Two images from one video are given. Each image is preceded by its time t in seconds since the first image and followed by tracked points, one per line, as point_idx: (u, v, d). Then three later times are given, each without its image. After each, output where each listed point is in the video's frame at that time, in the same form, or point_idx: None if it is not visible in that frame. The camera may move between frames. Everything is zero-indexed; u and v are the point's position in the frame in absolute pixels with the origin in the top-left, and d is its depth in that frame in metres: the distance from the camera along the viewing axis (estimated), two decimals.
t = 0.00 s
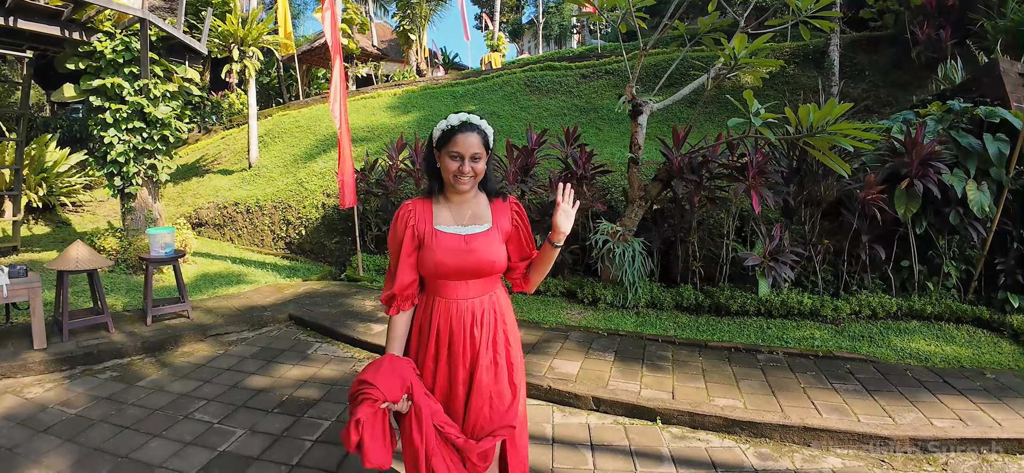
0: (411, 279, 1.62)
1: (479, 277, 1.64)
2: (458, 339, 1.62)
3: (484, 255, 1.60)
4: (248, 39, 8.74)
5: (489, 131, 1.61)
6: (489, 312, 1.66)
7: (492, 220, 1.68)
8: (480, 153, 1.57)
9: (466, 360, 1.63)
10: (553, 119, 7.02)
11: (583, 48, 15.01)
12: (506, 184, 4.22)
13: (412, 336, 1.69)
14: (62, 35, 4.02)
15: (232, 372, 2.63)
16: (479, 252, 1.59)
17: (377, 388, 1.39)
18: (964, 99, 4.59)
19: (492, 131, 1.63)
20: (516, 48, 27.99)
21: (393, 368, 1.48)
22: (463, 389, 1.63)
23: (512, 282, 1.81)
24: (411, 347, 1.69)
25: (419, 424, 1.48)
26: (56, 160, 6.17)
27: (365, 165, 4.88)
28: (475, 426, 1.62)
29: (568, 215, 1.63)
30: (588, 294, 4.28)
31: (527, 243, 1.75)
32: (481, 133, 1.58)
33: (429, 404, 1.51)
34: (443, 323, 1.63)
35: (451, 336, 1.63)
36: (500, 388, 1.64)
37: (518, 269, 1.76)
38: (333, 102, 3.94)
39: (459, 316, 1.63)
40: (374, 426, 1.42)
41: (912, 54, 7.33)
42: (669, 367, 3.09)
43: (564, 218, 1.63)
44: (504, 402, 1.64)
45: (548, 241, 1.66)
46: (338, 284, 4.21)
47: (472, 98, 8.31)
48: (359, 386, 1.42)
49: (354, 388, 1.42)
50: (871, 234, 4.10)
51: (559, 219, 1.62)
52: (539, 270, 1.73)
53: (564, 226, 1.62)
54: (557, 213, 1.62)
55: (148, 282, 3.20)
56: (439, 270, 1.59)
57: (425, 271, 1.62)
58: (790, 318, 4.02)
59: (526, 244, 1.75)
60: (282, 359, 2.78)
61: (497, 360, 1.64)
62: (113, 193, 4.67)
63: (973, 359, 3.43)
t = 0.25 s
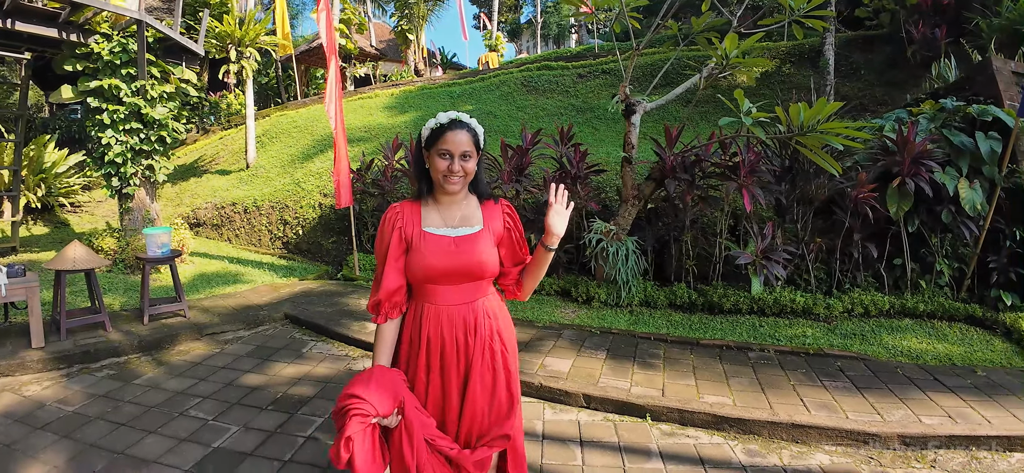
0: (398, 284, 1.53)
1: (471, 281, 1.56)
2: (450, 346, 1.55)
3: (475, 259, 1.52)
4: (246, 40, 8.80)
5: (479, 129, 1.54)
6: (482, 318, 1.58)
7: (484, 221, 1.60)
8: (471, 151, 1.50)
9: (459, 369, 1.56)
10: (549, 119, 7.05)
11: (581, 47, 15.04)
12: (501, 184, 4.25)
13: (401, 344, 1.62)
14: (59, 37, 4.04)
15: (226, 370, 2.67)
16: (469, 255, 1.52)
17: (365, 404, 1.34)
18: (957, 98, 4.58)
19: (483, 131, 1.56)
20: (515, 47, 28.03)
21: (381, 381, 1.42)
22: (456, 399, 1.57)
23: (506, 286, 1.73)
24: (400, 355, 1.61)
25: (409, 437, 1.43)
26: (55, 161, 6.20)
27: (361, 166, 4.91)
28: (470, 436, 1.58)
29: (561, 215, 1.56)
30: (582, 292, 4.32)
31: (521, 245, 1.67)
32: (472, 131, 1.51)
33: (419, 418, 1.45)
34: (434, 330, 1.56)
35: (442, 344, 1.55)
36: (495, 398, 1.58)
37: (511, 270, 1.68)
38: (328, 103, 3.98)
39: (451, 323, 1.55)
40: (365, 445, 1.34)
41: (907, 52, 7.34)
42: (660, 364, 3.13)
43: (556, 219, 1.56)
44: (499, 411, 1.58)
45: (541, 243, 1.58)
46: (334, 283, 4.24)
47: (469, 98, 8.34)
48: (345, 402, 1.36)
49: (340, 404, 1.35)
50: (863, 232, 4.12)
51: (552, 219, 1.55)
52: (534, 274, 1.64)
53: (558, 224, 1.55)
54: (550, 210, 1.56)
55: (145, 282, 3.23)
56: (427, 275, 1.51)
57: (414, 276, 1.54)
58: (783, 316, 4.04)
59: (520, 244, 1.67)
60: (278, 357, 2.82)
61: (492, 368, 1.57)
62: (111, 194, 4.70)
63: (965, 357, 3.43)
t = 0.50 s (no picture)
0: (393, 285, 1.53)
1: (467, 282, 1.52)
2: (446, 350, 1.51)
3: (468, 259, 1.49)
4: (244, 40, 8.83)
5: (472, 124, 1.52)
6: (479, 321, 1.53)
7: (479, 221, 1.55)
8: (461, 144, 1.48)
9: (455, 374, 1.52)
10: (546, 119, 7.08)
11: (579, 47, 15.09)
12: (497, 183, 4.28)
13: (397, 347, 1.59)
14: (59, 38, 4.08)
15: (225, 368, 2.70)
16: (462, 255, 1.49)
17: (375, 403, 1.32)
18: (951, 97, 4.59)
19: (478, 127, 1.54)
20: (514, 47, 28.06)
21: (384, 381, 1.39)
22: (451, 404, 1.53)
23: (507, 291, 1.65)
24: (396, 357, 1.59)
25: (403, 444, 1.40)
26: (54, 161, 6.23)
27: (358, 165, 4.94)
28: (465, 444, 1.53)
29: (552, 215, 1.47)
30: (578, 291, 4.36)
31: (518, 248, 1.57)
32: (464, 126, 1.50)
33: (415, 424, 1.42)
34: (429, 333, 1.52)
35: (437, 347, 1.51)
36: (492, 404, 1.53)
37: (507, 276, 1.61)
38: (325, 103, 4.01)
39: (446, 326, 1.51)
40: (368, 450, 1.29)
41: (903, 52, 7.38)
42: (654, 362, 3.17)
43: (548, 219, 1.47)
44: (496, 420, 1.52)
45: (534, 244, 1.50)
46: (332, 282, 4.27)
47: (466, 98, 8.37)
48: (347, 404, 1.31)
49: (345, 404, 1.31)
50: (856, 231, 4.16)
51: (543, 218, 1.47)
52: (532, 279, 1.55)
53: (550, 225, 1.46)
54: (540, 209, 1.47)
55: (144, 281, 3.26)
56: (421, 275, 1.49)
57: (408, 276, 1.53)
58: (777, 314, 4.07)
59: (517, 249, 1.58)
60: (275, 355, 2.85)
61: (488, 374, 1.52)
62: (110, 193, 4.74)
63: (957, 354, 3.45)
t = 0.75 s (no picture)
0: (392, 279, 1.54)
1: (467, 279, 1.56)
2: (447, 345, 1.54)
3: (470, 255, 1.52)
4: (243, 41, 8.85)
5: (473, 120, 1.56)
6: (480, 317, 1.58)
7: (481, 218, 1.59)
8: (463, 138, 1.51)
9: (455, 369, 1.55)
10: (544, 119, 7.12)
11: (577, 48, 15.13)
12: (495, 183, 4.32)
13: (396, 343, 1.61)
14: (60, 39, 4.12)
15: (224, 365, 2.73)
16: (465, 251, 1.52)
17: (376, 400, 1.34)
18: (945, 98, 4.62)
19: (479, 124, 1.58)
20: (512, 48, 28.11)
21: (383, 379, 1.42)
22: (452, 398, 1.56)
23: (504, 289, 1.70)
24: (396, 351, 1.61)
25: (405, 439, 1.42)
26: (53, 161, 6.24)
27: (356, 165, 4.97)
28: (466, 437, 1.57)
29: (552, 214, 1.50)
30: (575, 290, 4.39)
31: (519, 247, 1.61)
32: (466, 122, 1.54)
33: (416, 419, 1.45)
34: (430, 328, 1.54)
35: (439, 341, 1.54)
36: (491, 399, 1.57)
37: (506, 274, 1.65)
38: (323, 104, 4.04)
39: (448, 320, 1.54)
40: (372, 445, 1.31)
41: (899, 53, 7.42)
42: (649, 360, 3.20)
43: (548, 219, 1.50)
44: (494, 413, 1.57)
45: (534, 243, 1.53)
46: (330, 282, 4.30)
47: (465, 99, 8.41)
48: (350, 402, 1.34)
49: (347, 402, 1.34)
50: (850, 231, 4.20)
51: (542, 219, 1.50)
52: (531, 278, 1.59)
53: (547, 224, 1.50)
54: (538, 206, 1.51)
55: (144, 280, 3.29)
56: (423, 270, 1.52)
57: (410, 271, 1.54)
58: (771, 313, 4.11)
59: (519, 247, 1.61)
60: (274, 353, 2.88)
61: (488, 368, 1.57)
62: (109, 193, 4.76)
63: (950, 352, 3.48)
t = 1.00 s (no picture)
0: (395, 281, 1.53)
1: (471, 279, 1.59)
2: (451, 346, 1.57)
3: (475, 256, 1.56)
4: (241, 42, 8.87)
5: (472, 124, 1.59)
6: (482, 316, 1.62)
7: (482, 221, 1.64)
8: (465, 143, 1.54)
9: (459, 369, 1.58)
10: (541, 120, 7.16)
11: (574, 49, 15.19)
12: (493, 184, 4.35)
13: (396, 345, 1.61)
14: (59, 40, 4.15)
15: (225, 365, 2.75)
16: (470, 253, 1.55)
17: (381, 407, 1.36)
18: (938, 99, 4.67)
19: (478, 128, 1.62)
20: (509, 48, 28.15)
21: (385, 385, 1.42)
22: (454, 398, 1.59)
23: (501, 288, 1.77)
24: (396, 353, 1.61)
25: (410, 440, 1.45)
26: (51, 162, 6.25)
27: (355, 166, 5.00)
28: (468, 435, 1.60)
29: (559, 230, 1.59)
30: (572, 290, 4.43)
31: (518, 252, 1.71)
32: (467, 127, 1.57)
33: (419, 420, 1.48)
34: (434, 329, 1.57)
35: (443, 342, 1.57)
36: (493, 397, 1.61)
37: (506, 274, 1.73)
38: (322, 105, 4.07)
39: (452, 321, 1.57)
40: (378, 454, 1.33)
41: (893, 55, 7.48)
42: (645, 358, 3.24)
43: (555, 233, 1.59)
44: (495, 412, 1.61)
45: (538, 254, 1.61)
46: (329, 282, 4.32)
47: (462, 100, 8.45)
48: (354, 414, 1.34)
49: (351, 414, 1.34)
50: (844, 230, 4.25)
51: (548, 232, 1.58)
52: (529, 279, 1.69)
53: (554, 239, 1.58)
54: (551, 222, 1.59)
55: (145, 280, 3.31)
56: (427, 272, 1.53)
57: (413, 273, 1.55)
58: (767, 312, 4.16)
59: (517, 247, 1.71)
60: (275, 352, 2.91)
61: (490, 367, 1.61)
62: (108, 194, 4.77)
63: (942, 350, 3.52)
